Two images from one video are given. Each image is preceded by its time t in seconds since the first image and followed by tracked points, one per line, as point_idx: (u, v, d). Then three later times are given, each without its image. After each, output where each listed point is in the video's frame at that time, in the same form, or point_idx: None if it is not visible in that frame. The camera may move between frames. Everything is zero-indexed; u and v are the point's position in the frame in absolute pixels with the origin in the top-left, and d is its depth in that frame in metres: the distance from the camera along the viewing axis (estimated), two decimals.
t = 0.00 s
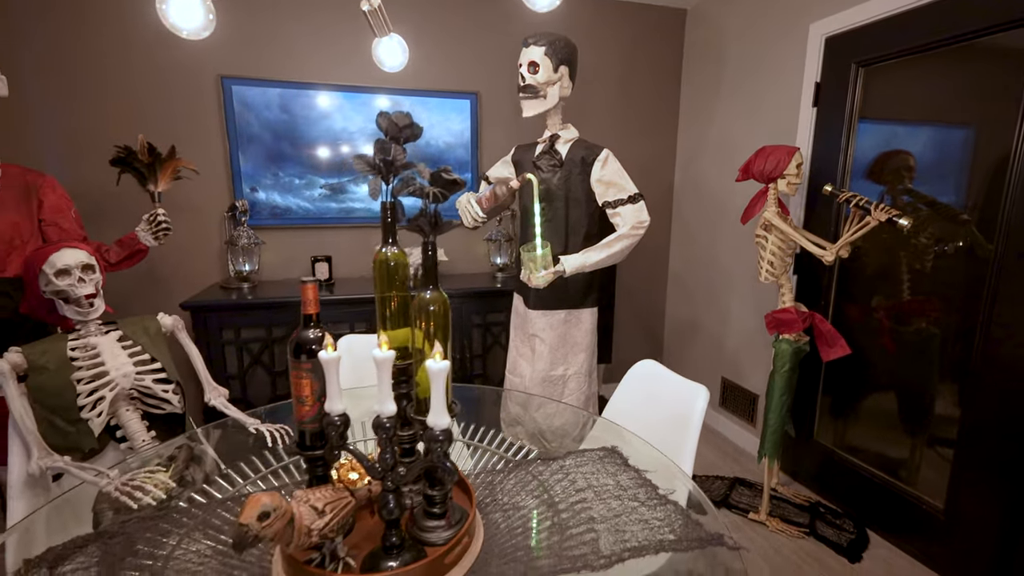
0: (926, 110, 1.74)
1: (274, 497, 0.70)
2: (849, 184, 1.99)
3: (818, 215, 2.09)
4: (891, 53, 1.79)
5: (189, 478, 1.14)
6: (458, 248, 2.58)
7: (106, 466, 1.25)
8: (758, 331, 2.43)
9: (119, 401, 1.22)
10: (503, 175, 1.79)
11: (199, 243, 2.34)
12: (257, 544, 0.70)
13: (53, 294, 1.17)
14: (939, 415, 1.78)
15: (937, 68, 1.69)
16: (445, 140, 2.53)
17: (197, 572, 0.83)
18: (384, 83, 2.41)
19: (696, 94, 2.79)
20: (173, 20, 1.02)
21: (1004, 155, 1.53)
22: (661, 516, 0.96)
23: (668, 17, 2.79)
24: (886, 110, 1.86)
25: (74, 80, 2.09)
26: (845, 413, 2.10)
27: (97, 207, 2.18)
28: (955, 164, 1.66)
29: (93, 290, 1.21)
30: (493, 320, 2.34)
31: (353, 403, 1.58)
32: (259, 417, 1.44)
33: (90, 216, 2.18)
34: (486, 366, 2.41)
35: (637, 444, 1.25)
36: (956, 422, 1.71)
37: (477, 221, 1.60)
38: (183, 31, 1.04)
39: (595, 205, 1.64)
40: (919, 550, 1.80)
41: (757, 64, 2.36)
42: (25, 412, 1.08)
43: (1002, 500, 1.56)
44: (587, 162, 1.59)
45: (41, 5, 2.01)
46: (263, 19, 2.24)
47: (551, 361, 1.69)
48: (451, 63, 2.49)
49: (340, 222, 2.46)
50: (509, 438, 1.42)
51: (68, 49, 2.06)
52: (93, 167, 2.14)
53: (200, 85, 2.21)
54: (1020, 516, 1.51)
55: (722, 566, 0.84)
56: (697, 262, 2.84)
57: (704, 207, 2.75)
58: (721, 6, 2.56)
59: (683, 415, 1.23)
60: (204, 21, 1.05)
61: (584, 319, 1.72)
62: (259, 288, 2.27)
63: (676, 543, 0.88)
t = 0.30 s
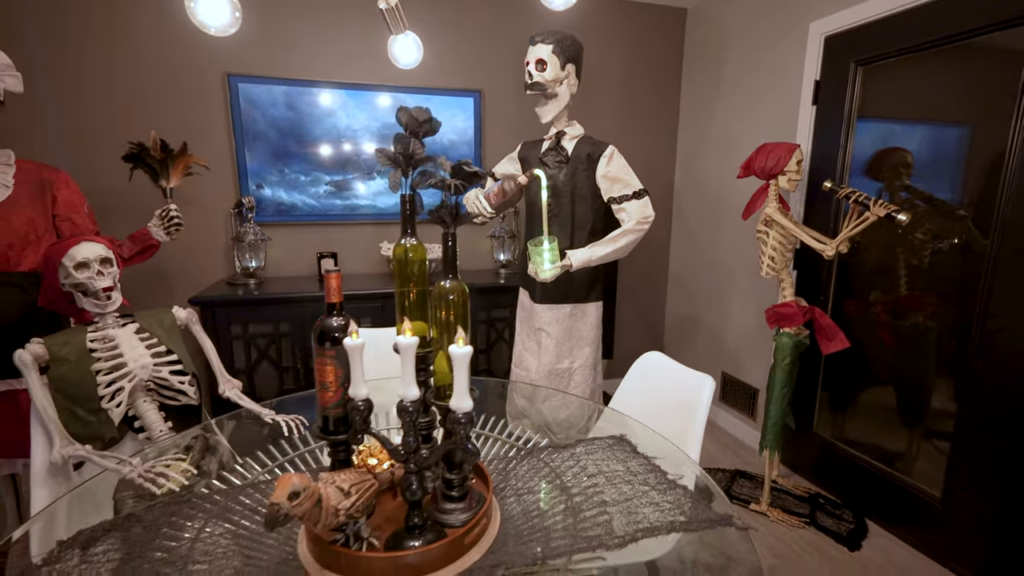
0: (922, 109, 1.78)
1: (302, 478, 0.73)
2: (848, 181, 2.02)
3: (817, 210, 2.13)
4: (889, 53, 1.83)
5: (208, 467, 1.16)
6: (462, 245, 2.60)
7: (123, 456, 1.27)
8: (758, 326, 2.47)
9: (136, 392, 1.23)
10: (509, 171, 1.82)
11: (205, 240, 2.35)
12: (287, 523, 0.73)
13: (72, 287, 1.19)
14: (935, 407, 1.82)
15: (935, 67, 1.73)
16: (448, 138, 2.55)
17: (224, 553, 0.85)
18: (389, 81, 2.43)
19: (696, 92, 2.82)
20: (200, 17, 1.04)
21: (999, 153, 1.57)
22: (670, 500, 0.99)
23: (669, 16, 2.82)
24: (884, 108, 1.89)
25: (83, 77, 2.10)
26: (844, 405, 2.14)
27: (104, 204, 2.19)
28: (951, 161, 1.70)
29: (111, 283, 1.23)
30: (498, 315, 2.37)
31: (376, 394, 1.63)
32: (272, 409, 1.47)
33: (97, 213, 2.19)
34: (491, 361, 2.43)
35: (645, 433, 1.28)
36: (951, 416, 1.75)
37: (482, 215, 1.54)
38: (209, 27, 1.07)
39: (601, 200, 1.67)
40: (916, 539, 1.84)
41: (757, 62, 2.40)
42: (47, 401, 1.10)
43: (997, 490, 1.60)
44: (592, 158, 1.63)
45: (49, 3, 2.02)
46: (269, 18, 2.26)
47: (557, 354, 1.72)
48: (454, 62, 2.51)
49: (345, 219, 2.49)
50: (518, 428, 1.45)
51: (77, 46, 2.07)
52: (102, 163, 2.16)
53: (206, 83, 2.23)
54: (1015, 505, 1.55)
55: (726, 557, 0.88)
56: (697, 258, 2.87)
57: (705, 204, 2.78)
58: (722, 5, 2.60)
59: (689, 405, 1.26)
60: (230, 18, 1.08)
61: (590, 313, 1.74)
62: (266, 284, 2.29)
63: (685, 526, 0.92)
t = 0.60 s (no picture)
0: (918, 110, 1.82)
1: (326, 468, 0.76)
2: (846, 180, 2.06)
3: (815, 209, 2.17)
4: (887, 54, 1.86)
5: (223, 462, 1.19)
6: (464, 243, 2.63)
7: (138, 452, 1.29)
8: (757, 323, 2.51)
9: (151, 388, 1.25)
10: (515, 171, 1.85)
11: (210, 238, 2.36)
12: (313, 511, 0.75)
13: (88, 284, 1.21)
14: (931, 402, 1.85)
15: (931, 68, 1.76)
16: (451, 137, 2.58)
17: (248, 543, 0.88)
18: (393, 81, 2.45)
19: (695, 92, 2.85)
20: (225, 21, 1.09)
21: (992, 152, 1.61)
22: (678, 491, 1.02)
23: (669, 18, 2.85)
24: (881, 109, 1.93)
25: (89, 76, 2.11)
26: (841, 401, 2.18)
27: (109, 203, 2.20)
28: (947, 161, 1.74)
29: (126, 281, 1.25)
30: (501, 313, 2.39)
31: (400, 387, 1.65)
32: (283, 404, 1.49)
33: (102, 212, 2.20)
34: (493, 359, 2.46)
35: (651, 427, 1.31)
36: (946, 412, 1.79)
37: (496, 218, 1.46)
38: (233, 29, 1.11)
39: (605, 199, 1.70)
40: (912, 531, 1.89)
41: (757, 63, 2.43)
42: (65, 397, 1.12)
43: (990, 482, 1.64)
44: (597, 158, 1.65)
45: (54, 3, 2.03)
46: (273, 18, 2.27)
47: (562, 351, 1.75)
48: (457, 62, 2.53)
49: (349, 218, 2.50)
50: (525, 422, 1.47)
51: (83, 45, 2.09)
52: (107, 162, 2.17)
53: (211, 83, 2.24)
54: (1007, 496, 1.60)
55: (729, 548, 0.91)
56: (697, 257, 2.90)
57: (704, 204, 2.81)
58: (721, 6, 2.63)
59: (694, 399, 1.29)
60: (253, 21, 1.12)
61: (594, 310, 1.77)
62: (270, 283, 2.30)
63: (694, 515, 0.95)
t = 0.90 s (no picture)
0: (915, 110, 1.84)
1: (347, 461, 0.77)
2: (844, 179, 2.09)
3: (814, 207, 2.19)
4: (885, 54, 1.89)
5: (235, 458, 1.19)
6: (466, 242, 2.64)
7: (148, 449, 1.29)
8: (756, 321, 2.53)
9: (161, 385, 1.25)
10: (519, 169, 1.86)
11: (212, 237, 2.36)
12: (334, 504, 0.77)
13: (98, 282, 1.21)
14: (928, 397, 1.88)
15: (929, 68, 1.79)
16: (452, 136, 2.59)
17: (266, 537, 0.88)
18: (395, 80, 2.46)
19: (695, 92, 2.88)
20: (242, 20, 1.11)
21: (988, 152, 1.64)
22: (687, 484, 1.04)
23: (669, 17, 2.87)
24: (879, 108, 1.96)
25: (91, 74, 2.11)
26: (840, 397, 2.21)
27: (110, 202, 2.19)
28: (944, 160, 1.77)
29: (136, 279, 1.25)
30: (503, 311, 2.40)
31: (418, 382, 1.69)
32: (291, 401, 1.50)
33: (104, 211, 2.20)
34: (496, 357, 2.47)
35: (657, 421, 1.33)
36: (943, 407, 1.82)
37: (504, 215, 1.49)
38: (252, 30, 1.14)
39: (609, 197, 1.72)
40: (910, 524, 1.92)
41: (756, 63, 2.45)
42: (77, 394, 1.12)
43: (986, 476, 1.67)
44: (601, 157, 1.67)
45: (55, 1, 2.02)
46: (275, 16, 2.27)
47: (567, 348, 1.77)
48: (459, 61, 2.54)
49: (351, 217, 2.51)
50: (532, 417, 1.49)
51: (85, 43, 2.08)
52: (109, 161, 2.16)
53: (213, 82, 2.24)
54: (1003, 490, 1.63)
55: (733, 543, 0.93)
56: (696, 255, 2.93)
57: (703, 202, 2.84)
58: (720, 6, 2.65)
59: (700, 393, 1.31)
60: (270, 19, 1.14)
61: (598, 307, 1.79)
62: (273, 282, 2.30)
63: (703, 507, 0.97)
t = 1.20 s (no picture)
0: (911, 107, 1.87)
1: (361, 452, 0.77)
2: (841, 175, 2.11)
3: (812, 204, 2.21)
4: (881, 53, 1.91)
5: (242, 453, 1.19)
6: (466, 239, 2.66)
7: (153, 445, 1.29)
8: (754, 316, 2.56)
9: (166, 380, 1.25)
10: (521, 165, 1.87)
11: (210, 234, 2.35)
12: (349, 495, 0.77)
13: (102, 277, 1.21)
14: (924, 392, 1.91)
15: (925, 66, 1.81)
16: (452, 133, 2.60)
17: (278, 529, 0.88)
18: (394, 76, 2.46)
19: (692, 90, 2.89)
20: (254, 14, 1.18)
21: (983, 148, 1.66)
22: (693, 475, 1.05)
23: (667, 15, 2.89)
24: (875, 106, 1.98)
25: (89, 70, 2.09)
26: (836, 391, 2.24)
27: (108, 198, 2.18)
28: (939, 157, 1.79)
29: (140, 275, 1.25)
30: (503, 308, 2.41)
31: (430, 375, 1.70)
32: (296, 396, 1.50)
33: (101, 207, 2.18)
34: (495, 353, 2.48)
35: (661, 414, 1.34)
36: (937, 402, 1.85)
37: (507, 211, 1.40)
38: (263, 23, 1.20)
39: (611, 193, 1.73)
40: (906, 517, 1.94)
41: (753, 61, 2.47)
42: (82, 389, 1.11)
43: (982, 468, 1.70)
44: (604, 153, 1.68)
45: None
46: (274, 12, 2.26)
47: (569, 343, 1.78)
48: (458, 58, 2.54)
49: (350, 214, 2.51)
50: (535, 411, 1.49)
51: (83, 38, 2.06)
52: (106, 157, 2.15)
53: (213, 78, 2.23)
54: (999, 482, 1.66)
55: (732, 535, 0.94)
56: (694, 252, 2.95)
57: (701, 199, 2.86)
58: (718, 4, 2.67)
59: (703, 386, 1.33)
60: (282, 12, 1.20)
61: (600, 303, 1.80)
62: (273, 278, 2.30)
63: (710, 497, 0.99)
